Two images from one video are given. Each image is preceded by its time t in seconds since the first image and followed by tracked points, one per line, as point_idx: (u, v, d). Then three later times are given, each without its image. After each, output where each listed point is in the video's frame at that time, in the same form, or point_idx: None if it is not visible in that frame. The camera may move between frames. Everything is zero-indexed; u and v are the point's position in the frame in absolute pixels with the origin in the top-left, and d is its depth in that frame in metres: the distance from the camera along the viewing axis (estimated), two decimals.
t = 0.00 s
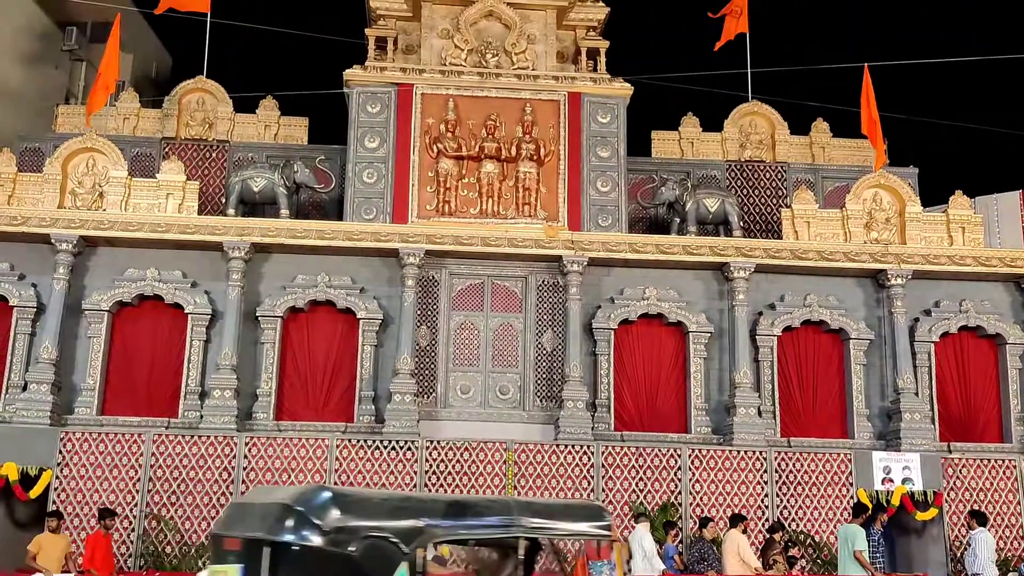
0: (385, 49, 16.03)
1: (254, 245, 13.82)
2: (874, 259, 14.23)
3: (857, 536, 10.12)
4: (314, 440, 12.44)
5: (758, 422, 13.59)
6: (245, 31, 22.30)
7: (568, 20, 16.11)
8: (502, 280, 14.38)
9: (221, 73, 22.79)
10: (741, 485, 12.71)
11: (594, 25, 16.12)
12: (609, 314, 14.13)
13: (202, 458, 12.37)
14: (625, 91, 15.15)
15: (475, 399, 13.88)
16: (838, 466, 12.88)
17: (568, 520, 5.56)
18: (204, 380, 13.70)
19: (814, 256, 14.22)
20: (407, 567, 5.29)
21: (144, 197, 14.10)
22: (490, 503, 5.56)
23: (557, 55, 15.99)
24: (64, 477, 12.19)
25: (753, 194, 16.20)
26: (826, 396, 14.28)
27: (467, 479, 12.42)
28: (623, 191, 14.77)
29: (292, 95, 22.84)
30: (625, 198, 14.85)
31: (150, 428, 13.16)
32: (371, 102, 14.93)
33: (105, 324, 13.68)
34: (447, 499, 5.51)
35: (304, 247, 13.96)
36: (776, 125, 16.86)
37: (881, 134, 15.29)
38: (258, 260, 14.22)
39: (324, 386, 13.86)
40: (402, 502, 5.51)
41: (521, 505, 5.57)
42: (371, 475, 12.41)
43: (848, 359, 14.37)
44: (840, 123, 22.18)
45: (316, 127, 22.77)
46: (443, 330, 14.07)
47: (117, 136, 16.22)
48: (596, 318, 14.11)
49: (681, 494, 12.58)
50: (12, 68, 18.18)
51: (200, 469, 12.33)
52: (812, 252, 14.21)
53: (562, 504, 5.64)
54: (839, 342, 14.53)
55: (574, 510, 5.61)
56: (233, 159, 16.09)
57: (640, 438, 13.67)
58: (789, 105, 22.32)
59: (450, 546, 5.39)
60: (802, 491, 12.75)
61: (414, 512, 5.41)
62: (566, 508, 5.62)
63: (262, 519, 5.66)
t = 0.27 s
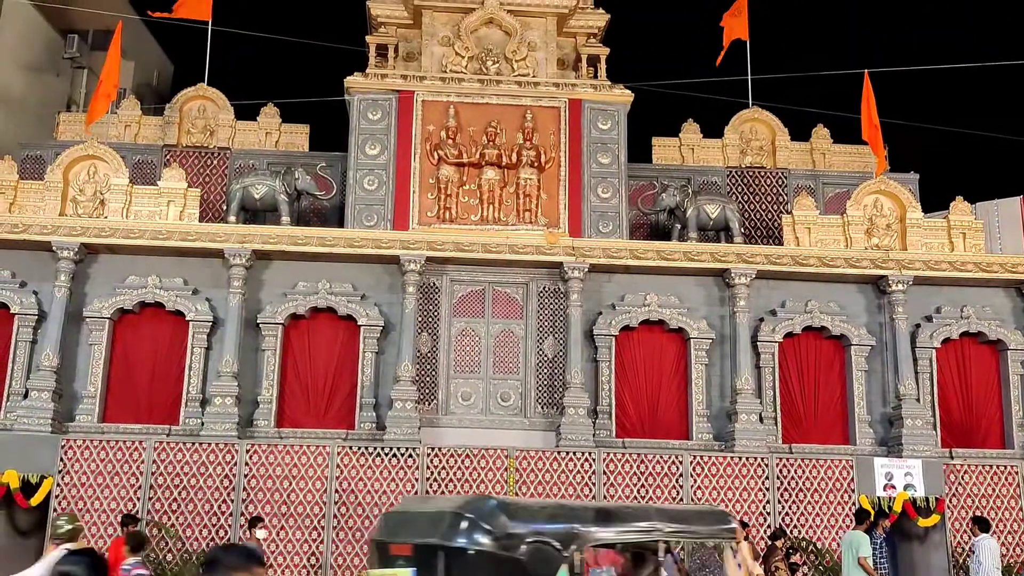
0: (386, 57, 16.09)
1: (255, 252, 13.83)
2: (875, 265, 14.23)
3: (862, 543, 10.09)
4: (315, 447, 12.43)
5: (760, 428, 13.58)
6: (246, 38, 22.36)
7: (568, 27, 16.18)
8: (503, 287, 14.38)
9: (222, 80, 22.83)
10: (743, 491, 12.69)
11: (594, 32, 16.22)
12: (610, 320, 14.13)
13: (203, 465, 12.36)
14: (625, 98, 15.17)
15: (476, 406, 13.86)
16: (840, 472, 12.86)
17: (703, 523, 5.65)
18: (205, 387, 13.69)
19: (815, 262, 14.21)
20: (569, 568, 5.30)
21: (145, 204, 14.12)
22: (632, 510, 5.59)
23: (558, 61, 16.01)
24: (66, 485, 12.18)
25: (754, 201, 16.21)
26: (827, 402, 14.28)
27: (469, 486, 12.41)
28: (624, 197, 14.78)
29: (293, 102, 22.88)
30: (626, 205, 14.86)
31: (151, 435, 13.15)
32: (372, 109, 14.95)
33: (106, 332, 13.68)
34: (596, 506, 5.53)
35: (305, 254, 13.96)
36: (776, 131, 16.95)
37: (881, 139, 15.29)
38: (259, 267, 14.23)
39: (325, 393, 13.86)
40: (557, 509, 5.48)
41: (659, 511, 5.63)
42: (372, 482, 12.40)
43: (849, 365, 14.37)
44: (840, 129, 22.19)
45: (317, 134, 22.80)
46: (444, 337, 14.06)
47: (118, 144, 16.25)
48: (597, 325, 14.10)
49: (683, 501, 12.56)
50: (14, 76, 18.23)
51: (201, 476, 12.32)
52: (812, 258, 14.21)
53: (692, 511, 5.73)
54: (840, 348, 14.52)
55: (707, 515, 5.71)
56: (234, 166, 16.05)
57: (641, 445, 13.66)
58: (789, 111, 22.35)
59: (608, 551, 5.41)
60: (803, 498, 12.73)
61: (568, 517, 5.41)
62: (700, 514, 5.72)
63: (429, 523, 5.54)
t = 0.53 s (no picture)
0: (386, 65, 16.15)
1: (255, 260, 13.83)
2: (875, 272, 14.22)
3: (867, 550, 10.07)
4: (316, 456, 12.42)
5: (761, 436, 13.57)
6: (247, 47, 22.42)
7: (568, 35, 16.24)
8: (504, 295, 14.38)
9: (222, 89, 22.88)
10: (744, 499, 12.66)
11: (594, 41, 16.31)
12: (611, 328, 14.13)
13: (204, 474, 12.34)
14: (625, 106, 15.20)
15: (477, 414, 13.85)
16: (841, 480, 12.84)
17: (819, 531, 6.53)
18: (206, 396, 13.69)
19: (815, 270, 14.21)
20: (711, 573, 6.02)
21: (146, 213, 14.13)
22: (759, 521, 6.37)
23: (558, 70, 16.05)
24: (66, 494, 12.16)
25: (754, 208, 16.22)
26: (829, 409, 14.27)
27: (469, 495, 12.39)
28: (624, 205, 14.79)
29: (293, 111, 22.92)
30: (626, 212, 14.86)
31: (151, 444, 13.13)
32: (372, 117, 14.97)
33: (106, 340, 13.67)
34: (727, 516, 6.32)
35: (305, 263, 13.97)
36: (776, 138, 16.93)
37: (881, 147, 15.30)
38: (259, 276, 14.24)
39: (326, 401, 13.85)
40: (696, 520, 6.24)
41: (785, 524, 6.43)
42: (373, 491, 12.38)
43: (850, 372, 14.35)
44: (840, 136, 22.21)
45: (318, 143, 22.83)
46: (444, 345, 14.06)
47: (119, 153, 16.27)
48: (597, 332, 14.10)
49: (684, 509, 12.54)
50: (15, 86, 18.28)
51: (201, 485, 12.30)
52: (813, 265, 14.20)
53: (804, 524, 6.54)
54: (841, 356, 14.52)
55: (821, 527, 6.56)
56: (234, 175, 16.09)
57: (642, 453, 13.65)
58: (788, 119, 22.38)
59: (741, 558, 6.14)
60: (805, 505, 12.70)
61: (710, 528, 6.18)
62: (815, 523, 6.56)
63: (578, 532, 6.33)
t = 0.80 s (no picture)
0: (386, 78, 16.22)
1: (255, 273, 13.83)
2: (875, 282, 14.21)
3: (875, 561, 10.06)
4: (317, 469, 12.39)
5: (762, 446, 13.54)
6: (247, 60, 22.50)
7: (567, 47, 16.29)
8: (504, 306, 14.39)
9: (222, 102, 22.97)
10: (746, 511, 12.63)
11: (592, 53, 16.36)
12: (612, 339, 14.12)
13: (204, 487, 12.32)
14: (624, 117, 15.23)
15: (478, 426, 13.83)
16: (843, 491, 12.80)
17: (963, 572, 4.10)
18: (206, 409, 13.67)
19: (815, 280, 14.20)
20: None
21: (146, 226, 14.14)
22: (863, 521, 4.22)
23: (557, 82, 16.09)
24: (67, 508, 12.13)
25: (753, 219, 16.24)
26: (830, 420, 14.25)
27: (470, 507, 12.36)
28: (624, 216, 14.80)
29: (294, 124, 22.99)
30: (626, 223, 14.88)
31: (151, 457, 13.11)
32: (372, 130, 15.00)
33: (106, 354, 13.66)
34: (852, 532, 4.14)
35: (306, 275, 13.97)
36: (775, 149, 16.92)
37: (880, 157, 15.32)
38: (260, 288, 14.24)
39: (327, 413, 13.83)
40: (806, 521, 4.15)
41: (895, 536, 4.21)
42: (373, 503, 12.35)
43: (851, 383, 14.34)
44: (839, 147, 22.25)
45: (318, 156, 22.88)
46: (445, 357, 14.05)
47: (120, 166, 16.29)
48: (598, 344, 14.09)
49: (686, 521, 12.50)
50: (16, 100, 18.33)
51: (201, 499, 12.27)
52: (813, 276, 14.20)
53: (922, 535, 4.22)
54: (842, 366, 14.51)
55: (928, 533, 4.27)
56: (234, 188, 16.11)
57: (643, 464, 13.63)
58: (787, 129, 22.44)
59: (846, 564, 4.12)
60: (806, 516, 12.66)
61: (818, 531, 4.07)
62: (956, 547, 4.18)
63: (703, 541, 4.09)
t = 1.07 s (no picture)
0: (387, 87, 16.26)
1: (256, 281, 13.83)
2: (876, 290, 14.21)
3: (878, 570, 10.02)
4: (318, 478, 12.37)
5: (764, 454, 13.53)
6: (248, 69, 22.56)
7: (568, 56, 16.34)
8: (505, 314, 14.38)
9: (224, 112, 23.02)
10: (748, 519, 12.60)
11: (593, 62, 16.40)
12: (612, 347, 14.11)
13: (205, 496, 12.30)
14: (624, 125, 15.25)
15: (479, 435, 13.82)
16: (845, 499, 12.77)
17: None
18: (207, 418, 13.67)
19: (816, 288, 14.20)
20: None
21: (147, 235, 14.15)
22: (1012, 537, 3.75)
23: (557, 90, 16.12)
24: (67, 518, 12.11)
25: (754, 227, 16.25)
26: (831, 428, 14.23)
27: (472, 516, 12.33)
28: (625, 224, 14.80)
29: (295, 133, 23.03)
30: (627, 231, 14.88)
31: (152, 466, 13.09)
32: (373, 138, 15.02)
33: (107, 363, 13.65)
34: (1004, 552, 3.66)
35: (306, 284, 13.97)
36: (776, 156, 17.02)
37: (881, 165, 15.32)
38: (260, 297, 14.25)
39: (328, 422, 13.82)
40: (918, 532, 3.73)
41: None
42: (374, 512, 12.33)
43: (853, 391, 14.33)
44: (840, 154, 22.27)
45: (319, 164, 22.91)
46: (445, 365, 14.03)
47: (121, 175, 16.31)
48: (599, 352, 14.09)
49: (688, 529, 12.47)
50: (17, 110, 18.37)
51: (202, 508, 12.25)
52: (814, 283, 14.20)
53: None
54: (843, 374, 14.50)
55: None
56: (235, 197, 16.13)
57: (644, 473, 13.61)
58: (788, 137, 22.47)
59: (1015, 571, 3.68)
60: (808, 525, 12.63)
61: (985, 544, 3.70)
62: None
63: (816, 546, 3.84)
